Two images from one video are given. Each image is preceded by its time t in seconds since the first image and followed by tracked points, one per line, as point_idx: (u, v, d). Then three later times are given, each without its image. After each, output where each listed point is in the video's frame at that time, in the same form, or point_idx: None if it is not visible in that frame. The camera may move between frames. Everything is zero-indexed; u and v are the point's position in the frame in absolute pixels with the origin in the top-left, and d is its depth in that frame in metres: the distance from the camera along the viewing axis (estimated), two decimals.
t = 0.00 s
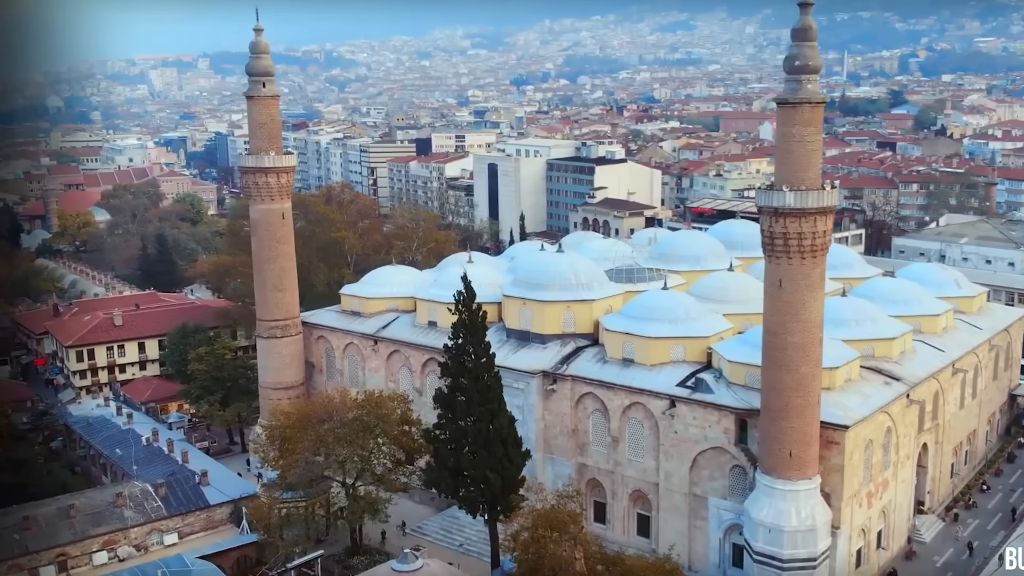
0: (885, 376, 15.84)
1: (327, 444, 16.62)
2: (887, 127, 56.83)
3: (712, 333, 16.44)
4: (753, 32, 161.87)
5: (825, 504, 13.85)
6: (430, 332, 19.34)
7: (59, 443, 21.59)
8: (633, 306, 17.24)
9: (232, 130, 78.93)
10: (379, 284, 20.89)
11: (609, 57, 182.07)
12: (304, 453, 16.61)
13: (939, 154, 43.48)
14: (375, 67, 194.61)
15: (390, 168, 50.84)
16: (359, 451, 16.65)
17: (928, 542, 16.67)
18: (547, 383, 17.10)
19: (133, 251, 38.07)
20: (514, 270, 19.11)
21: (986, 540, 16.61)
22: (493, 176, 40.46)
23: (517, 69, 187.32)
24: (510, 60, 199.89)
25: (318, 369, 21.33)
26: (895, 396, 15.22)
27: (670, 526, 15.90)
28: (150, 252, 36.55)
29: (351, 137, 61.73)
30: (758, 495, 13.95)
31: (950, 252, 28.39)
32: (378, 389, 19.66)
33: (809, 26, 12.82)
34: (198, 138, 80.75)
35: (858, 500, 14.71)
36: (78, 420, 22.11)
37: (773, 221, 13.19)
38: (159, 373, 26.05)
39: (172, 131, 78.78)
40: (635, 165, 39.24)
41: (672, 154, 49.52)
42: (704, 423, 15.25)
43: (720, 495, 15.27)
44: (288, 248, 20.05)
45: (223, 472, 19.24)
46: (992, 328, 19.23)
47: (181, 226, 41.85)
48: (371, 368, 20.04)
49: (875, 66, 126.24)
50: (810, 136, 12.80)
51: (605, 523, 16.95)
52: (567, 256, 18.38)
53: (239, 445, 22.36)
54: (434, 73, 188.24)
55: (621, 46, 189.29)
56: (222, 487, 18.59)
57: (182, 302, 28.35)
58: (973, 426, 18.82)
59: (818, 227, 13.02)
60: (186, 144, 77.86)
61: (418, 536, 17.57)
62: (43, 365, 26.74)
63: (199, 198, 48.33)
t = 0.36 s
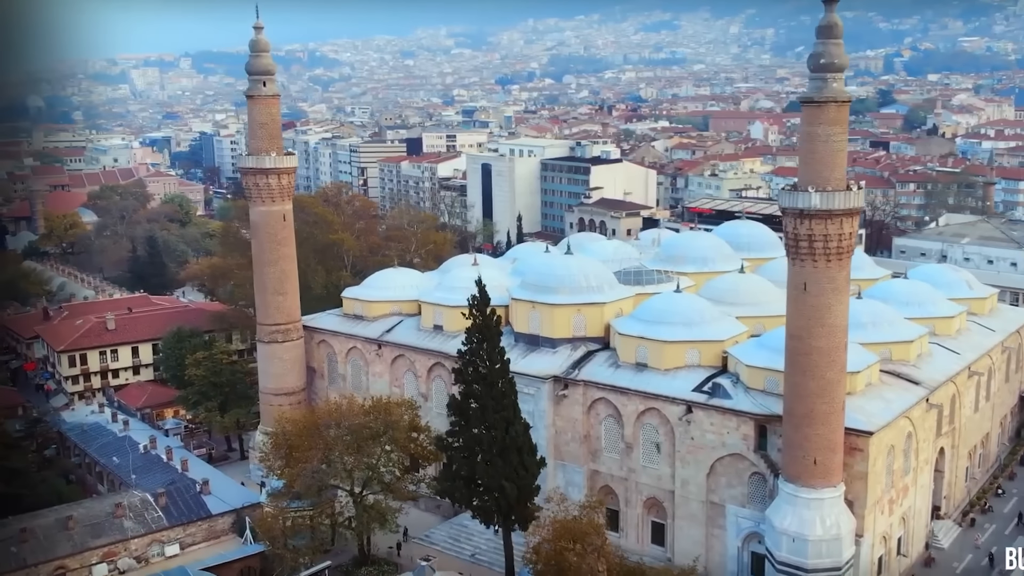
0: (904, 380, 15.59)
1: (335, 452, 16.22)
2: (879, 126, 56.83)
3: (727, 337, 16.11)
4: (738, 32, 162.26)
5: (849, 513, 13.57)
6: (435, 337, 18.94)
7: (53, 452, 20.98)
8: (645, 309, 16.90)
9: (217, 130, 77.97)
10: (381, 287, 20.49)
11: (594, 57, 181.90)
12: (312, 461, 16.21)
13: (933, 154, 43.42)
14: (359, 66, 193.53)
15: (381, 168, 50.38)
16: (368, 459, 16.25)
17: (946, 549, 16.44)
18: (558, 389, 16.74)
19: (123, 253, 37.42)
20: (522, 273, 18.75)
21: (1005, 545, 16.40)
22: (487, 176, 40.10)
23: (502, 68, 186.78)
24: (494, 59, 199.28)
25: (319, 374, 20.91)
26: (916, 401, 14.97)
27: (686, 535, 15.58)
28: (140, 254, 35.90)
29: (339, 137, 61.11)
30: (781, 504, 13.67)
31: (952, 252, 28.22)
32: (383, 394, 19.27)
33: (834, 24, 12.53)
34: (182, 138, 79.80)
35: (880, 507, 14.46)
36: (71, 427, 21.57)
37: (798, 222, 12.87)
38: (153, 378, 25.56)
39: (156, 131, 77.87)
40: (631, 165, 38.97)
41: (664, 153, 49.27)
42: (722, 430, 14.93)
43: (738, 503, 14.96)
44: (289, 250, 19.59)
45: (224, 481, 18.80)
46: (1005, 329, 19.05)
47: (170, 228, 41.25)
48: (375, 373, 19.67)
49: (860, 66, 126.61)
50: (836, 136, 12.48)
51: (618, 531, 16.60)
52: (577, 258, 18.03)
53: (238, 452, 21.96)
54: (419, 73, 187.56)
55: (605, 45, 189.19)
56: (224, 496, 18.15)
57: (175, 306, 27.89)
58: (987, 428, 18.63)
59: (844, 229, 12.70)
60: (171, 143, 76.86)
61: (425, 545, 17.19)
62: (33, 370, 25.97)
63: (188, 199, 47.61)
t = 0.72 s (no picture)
0: (923, 384, 15.36)
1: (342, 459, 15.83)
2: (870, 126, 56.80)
3: (743, 340, 15.80)
4: (723, 31, 162.51)
5: (873, 520, 13.32)
6: (441, 340, 18.57)
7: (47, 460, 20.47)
8: (658, 312, 16.59)
9: (203, 129, 77.08)
10: (384, 290, 20.10)
11: (579, 56, 181.64)
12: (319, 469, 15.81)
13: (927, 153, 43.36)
14: (344, 65, 192.31)
15: (372, 169, 50.06)
16: (375, 466, 15.89)
17: (963, 554, 16.22)
18: (570, 394, 16.40)
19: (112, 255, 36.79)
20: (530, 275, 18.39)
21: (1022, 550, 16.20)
22: (481, 176, 39.79)
23: (488, 67, 186.06)
24: (480, 58, 198.64)
25: (320, 379, 20.50)
26: (936, 405, 14.73)
27: (702, 542, 15.28)
28: (131, 256, 35.31)
29: (328, 137, 60.50)
30: (803, 511, 13.40)
31: (953, 252, 28.04)
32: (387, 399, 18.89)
33: (860, 21, 12.27)
34: (167, 137, 78.84)
35: (902, 514, 14.22)
36: (66, 433, 21.08)
37: (822, 223, 12.60)
38: (147, 383, 25.09)
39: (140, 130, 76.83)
40: (626, 165, 38.74)
41: (657, 153, 49.04)
42: (739, 435, 14.63)
43: (756, 510, 14.68)
44: (290, 252, 19.18)
45: (226, 489, 18.38)
46: (1016, 331, 18.88)
47: (159, 229, 40.66)
48: (378, 377, 19.29)
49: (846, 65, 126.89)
50: (862, 135, 12.20)
51: (630, 539, 16.29)
52: (586, 260, 17.70)
53: (236, 458, 21.55)
54: (403, 72, 186.78)
55: (591, 45, 189.00)
56: (226, 505, 17.73)
57: (168, 309, 27.45)
58: (1000, 431, 18.45)
59: (870, 231, 12.43)
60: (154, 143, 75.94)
61: (432, 553, 16.82)
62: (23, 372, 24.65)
63: (176, 200, 46.89)
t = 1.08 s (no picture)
0: (942, 387, 15.13)
1: (351, 468, 15.41)
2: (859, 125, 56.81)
3: (759, 343, 15.50)
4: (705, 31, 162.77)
5: (899, 528, 13.05)
6: (447, 345, 18.19)
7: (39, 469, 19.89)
8: (671, 315, 16.28)
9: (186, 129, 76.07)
10: (387, 293, 19.70)
11: (562, 56, 181.37)
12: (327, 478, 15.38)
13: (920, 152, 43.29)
14: (325, 64, 190.85)
15: (360, 168, 49.88)
16: (383, 475, 15.49)
17: (981, 559, 15.99)
18: (582, 399, 16.04)
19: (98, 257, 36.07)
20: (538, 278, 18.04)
21: None
22: (473, 177, 39.55)
23: (470, 67, 185.37)
24: (462, 58, 197.95)
25: (321, 384, 20.09)
26: (957, 409, 14.50)
27: (719, 550, 14.96)
28: (118, 258, 34.61)
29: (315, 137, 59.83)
30: (828, 519, 13.13)
31: (953, 252, 27.82)
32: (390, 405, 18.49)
33: (887, 18, 12.03)
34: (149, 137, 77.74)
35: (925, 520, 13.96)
36: (59, 441, 20.51)
37: (849, 224, 12.33)
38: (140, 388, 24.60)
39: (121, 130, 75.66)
40: (620, 165, 38.52)
41: (648, 152, 48.79)
42: (758, 441, 14.33)
43: (775, 517, 14.39)
44: (291, 255, 18.78)
45: (227, 498, 17.91)
46: None
47: (146, 230, 39.97)
48: (382, 383, 18.89)
49: (829, 65, 127.19)
50: (890, 135, 11.94)
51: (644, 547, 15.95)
52: (596, 263, 17.37)
53: (234, 465, 21.10)
54: (385, 70, 185.93)
55: (574, 44, 188.84)
56: (228, 514, 17.25)
57: (160, 312, 26.99)
58: (1013, 433, 18.26)
59: (898, 232, 12.17)
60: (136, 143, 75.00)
61: (440, 562, 16.44)
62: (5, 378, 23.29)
63: (161, 201, 46.13)
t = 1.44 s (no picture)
0: (959, 390, 14.91)
1: (360, 476, 15.04)
2: (846, 124, 56.84)
3: (774, 346, 15.23)
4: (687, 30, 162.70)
5: (923, 535, 12.81)
6: (452, 348, 17.84)
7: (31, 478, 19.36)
8: (682, 316, 16.00)
9: (168, 128, 75.13)
10: (389, 296, 19.33)
11: (544, 55, 181.03)
12: (335, 486, 14.99)
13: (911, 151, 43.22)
14: (306, 63, 189.47)
15: (348, 168, 49.92)
16: (392, 483, 15.10)
17: (997, 563, 15.78)
18: (593, 404, 15.71)
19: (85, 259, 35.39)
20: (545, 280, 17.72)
21: None
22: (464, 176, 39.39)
23: (453, 66, 184.68)
24: (444, 57, 197.21)
25: (321, 390, 19.69)
26: (976, 413, 14.28)
27: (735, 557, 14.68)
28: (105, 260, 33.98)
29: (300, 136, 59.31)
30: (850, 526, 12.87)
31: (951, 252, 27.75)
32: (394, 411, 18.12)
33: (913, 15, 11.78)
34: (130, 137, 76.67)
35: (946, 526, 13.72)
36: (51, 449, 19.97)
37: (875, 226, 12.09)
38: (132, 394, 24.09)
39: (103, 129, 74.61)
40: (613, 165, 38.35)
41: (638, 152, 48.57)
42: (776, 447, 14.06)
43: (794, 524, 14.12)
44: (290, 257, 18.39)
45: (227, 507, 17.45)
46: None
47: (132, 231, 39.32)
48: (385, 388, 18.52)
49: (812, 65, 127.48)
50: (916, 134, 11.69)
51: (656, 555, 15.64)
52: (606, 265, 17.06)
53: (231, 473, 20.68)
54: (367, 69, 184.96)
55: (556, 44, 188.56)
56: (229, 525, 16.79)
57: (150, 316, 26.48)
58: None
59: (925, 234, 11.93)
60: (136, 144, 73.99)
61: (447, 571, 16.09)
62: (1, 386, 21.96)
63: (146, 202, 45.45)
